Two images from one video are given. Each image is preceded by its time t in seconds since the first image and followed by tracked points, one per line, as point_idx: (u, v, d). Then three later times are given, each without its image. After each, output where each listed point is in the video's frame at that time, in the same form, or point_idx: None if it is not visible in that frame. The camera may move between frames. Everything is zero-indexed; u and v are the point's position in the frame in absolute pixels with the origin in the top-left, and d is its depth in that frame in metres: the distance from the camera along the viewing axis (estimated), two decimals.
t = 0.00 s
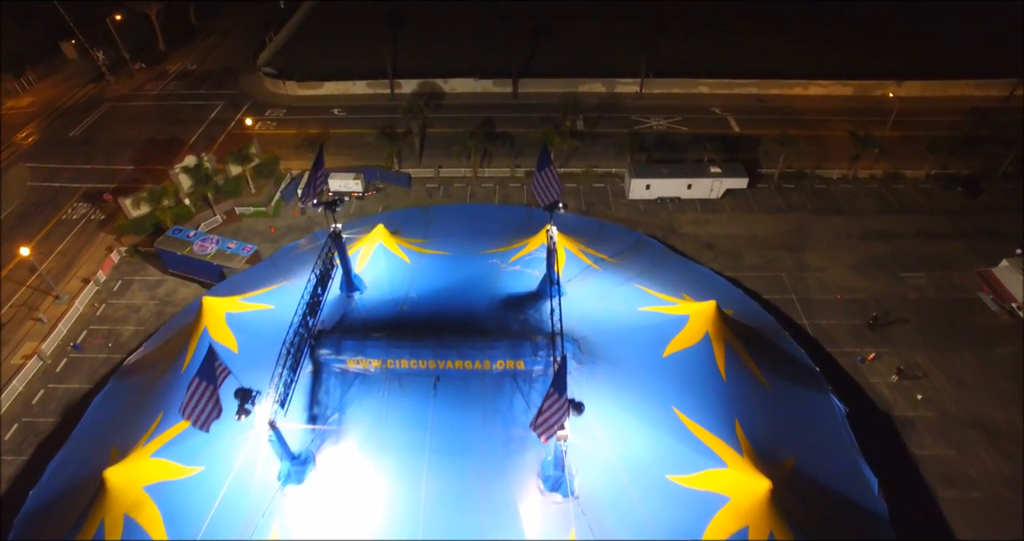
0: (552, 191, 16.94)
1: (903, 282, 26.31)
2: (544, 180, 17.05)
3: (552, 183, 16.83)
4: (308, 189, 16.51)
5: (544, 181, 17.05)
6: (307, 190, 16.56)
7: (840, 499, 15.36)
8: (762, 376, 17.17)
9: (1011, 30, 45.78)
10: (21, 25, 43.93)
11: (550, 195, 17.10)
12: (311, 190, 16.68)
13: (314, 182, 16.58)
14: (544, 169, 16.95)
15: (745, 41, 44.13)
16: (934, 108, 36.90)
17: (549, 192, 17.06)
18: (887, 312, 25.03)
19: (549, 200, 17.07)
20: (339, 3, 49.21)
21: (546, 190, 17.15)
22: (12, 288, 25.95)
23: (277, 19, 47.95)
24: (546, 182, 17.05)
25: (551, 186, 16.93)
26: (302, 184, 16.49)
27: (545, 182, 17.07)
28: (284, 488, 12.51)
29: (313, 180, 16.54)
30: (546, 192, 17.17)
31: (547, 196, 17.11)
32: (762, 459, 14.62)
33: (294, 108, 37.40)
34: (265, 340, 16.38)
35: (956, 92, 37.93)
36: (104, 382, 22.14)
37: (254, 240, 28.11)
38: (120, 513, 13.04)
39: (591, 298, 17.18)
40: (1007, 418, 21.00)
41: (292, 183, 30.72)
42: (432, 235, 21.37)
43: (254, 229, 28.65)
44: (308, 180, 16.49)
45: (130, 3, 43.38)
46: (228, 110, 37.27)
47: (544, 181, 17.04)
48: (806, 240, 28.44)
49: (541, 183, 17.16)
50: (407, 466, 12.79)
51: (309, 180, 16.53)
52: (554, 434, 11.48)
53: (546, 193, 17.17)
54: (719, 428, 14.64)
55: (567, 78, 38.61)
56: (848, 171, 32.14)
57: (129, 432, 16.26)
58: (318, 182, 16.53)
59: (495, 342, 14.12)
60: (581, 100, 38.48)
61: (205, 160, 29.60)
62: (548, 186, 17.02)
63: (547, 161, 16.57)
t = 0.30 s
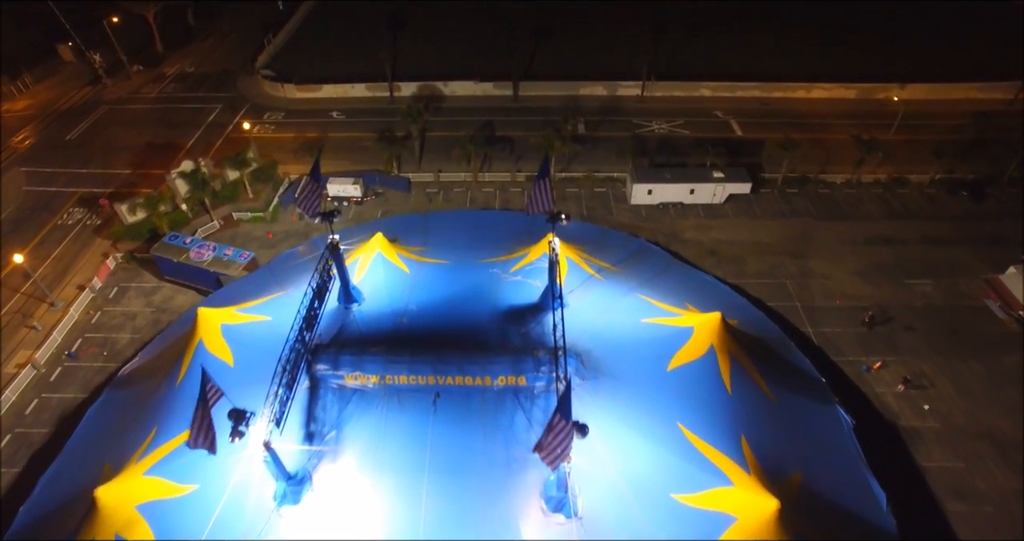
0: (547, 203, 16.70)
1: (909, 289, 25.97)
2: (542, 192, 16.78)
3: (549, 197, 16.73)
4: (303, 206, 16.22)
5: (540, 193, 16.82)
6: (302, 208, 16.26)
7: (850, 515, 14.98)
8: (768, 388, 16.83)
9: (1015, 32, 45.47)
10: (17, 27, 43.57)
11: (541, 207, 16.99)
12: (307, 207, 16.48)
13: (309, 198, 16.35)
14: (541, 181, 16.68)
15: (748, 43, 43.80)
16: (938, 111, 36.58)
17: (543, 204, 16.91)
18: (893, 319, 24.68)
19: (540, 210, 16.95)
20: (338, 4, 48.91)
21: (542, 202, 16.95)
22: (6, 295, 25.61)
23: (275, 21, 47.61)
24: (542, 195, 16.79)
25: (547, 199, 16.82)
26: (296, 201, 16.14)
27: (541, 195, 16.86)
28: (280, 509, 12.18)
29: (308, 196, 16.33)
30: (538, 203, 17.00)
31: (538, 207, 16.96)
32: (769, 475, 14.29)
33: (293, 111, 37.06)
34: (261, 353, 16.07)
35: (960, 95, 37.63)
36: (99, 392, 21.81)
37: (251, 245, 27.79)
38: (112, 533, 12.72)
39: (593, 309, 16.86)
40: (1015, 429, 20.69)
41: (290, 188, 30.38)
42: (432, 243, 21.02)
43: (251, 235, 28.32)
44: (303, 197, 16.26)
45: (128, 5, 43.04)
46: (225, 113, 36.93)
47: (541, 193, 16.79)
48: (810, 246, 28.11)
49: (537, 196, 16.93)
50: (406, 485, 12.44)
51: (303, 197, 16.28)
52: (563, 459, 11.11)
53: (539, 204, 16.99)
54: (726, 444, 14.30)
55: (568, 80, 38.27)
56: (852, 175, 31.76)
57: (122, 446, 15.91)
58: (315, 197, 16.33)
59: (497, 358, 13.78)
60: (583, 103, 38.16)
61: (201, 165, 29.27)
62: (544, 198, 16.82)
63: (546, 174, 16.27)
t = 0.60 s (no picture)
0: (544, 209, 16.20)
1: (914, 296, 25.61)
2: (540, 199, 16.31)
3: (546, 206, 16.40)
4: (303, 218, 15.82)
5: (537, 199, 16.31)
6: (303, 220, 15.87)
7: (860, 533, 14.61)
8: (774, 402, 16.50)
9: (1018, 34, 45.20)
10: (14, 28, 43.24)
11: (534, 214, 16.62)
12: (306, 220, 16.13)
13: (309, 210, 15.98)
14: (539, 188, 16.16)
15: (750, 45, 43.49)
16: (942, 114, 36.28)
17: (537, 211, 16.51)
18: (899, 327, 24.34)
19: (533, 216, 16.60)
20: (337, 6, 48.61)
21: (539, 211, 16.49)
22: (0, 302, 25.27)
23: (274, 23, 47.27)
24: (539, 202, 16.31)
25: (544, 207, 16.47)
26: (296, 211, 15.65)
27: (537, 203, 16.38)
28: (275, 530, 11.77)
29: (308, 209, 15.99)
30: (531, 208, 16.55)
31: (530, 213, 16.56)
32: (777, 493, 13.97)
33: (291, 114, 36.72)
34: (257, 366, 15.75)
35: (964, 98, 37.33)
36: (94, 402, 21.49)
37: (249, 251, 27.48)
38: None
39: (596, 321, 16.54)
40: None
41: (288, 193, 30.11)
42: (431, 251, 20.68)
43: (249, 241, 28.00)
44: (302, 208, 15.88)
45: (125, 6, 42.71)
46: (223, 116, 36.59)
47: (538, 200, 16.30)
48: (814, 252, 27.79)
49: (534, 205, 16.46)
50: (405, 505, 12.09)
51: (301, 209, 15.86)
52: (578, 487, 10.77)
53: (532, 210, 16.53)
54: (732, 461, 13.98)
55: (569, 83, 37.94)
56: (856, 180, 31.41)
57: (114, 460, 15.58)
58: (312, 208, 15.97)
59: (498, 373, 13.45)
60: (584, 106, 37.84)
61: (198, 170, 28.90)
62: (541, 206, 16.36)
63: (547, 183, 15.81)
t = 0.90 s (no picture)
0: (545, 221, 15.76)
1: (921, 303, 25.25)
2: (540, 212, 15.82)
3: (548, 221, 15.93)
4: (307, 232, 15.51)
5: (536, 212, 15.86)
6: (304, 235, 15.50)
7: None
8: (781, 415, 16.15)
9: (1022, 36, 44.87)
10: (11, 31, 42.93)
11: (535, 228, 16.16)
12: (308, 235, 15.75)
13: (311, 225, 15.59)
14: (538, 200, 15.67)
15: (752, 47, 43.17)
16: (946, 118, 35.97)
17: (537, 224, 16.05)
18: (904, 335, 23.99)
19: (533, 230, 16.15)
20: (336, 8, 48.33)
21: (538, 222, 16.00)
22: None
23: (273, 25, 46.94)
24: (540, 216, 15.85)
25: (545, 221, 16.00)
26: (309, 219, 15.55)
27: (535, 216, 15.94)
28: None
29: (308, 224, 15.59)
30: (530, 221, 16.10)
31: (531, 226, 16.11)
32: (784, 511, 13.64)
33: (290, 117, 36.39)
34: (254, 380, 15.43)
35: (968, 101, 37.01)
36: (88, 412, 21.16)
37: (246, 257, 27.15)
38: None
39: (599, 333, 16.23)
40: None
41: (286, 197, 29.63)
42: (431, 259, 20.36)
43: (247, 247, 27.68)
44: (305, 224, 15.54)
45: (123, 9, 42.39)
46: (221, 119, 36.26)
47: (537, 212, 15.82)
48: (818, 258, 27.45)
49: (531, 218, 15.98)
50: (404, 525, 11.74)
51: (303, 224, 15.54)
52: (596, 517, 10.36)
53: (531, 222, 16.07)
54: (738, 478, 13.67)
55: (569, 86, 37.62)
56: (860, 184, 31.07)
57: (105, 476, 15.19)
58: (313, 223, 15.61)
59: (499, 390, 13.11)
60: (585, 109, 37.52)
61: (195, 175, 28.54)
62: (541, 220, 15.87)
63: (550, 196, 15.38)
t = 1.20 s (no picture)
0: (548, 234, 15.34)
1: (927, 310, 24.91)
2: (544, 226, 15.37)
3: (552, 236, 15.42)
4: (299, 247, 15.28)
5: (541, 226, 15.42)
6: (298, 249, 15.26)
7: None
8: (787, 429, 15.83)
9: None
10: (7, 33, 42.58)
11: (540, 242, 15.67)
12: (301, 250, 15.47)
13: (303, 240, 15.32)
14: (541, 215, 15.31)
15: (754, 49, 42.80)
16: (951, 121, 35.64)
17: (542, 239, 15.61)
18: (911, 343, 23.65)
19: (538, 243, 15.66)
20: (335, 10, 48.01)
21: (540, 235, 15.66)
22: None
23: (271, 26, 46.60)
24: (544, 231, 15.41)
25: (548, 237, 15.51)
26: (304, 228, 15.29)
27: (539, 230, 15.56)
28: None
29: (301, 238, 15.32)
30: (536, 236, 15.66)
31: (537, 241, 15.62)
32: (793, 529, 13.31)
33: (288, 120, 36.05)
34: (249, 394, 15.10)
35: (973, 104, 36.68)
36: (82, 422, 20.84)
37: (243, 264, 26.82)
38: None
39: (602, 346, 15.92)
40: None
41: (284, 202, 29.10)
42: (431, 266, 20.02)
43: (244, 252, 27.36)
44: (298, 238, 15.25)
45: (120, 11, 42.03)
46: (219, 122, 35.90)
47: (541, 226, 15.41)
48: (822, 264, 27.12)
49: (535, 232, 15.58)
50: None
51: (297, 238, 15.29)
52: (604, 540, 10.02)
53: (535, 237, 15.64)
54: (746, 495, 13.35)
55: (570, 89, 37.27)
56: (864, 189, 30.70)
57: (97, 492, 14.81)
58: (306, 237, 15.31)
59: (501, 406, 12.79)
60: (586, 112, 37.19)
61: (192, 181, 28.24)
62: (544, 235, 15.43)
63: (554, 210, 15.03)
